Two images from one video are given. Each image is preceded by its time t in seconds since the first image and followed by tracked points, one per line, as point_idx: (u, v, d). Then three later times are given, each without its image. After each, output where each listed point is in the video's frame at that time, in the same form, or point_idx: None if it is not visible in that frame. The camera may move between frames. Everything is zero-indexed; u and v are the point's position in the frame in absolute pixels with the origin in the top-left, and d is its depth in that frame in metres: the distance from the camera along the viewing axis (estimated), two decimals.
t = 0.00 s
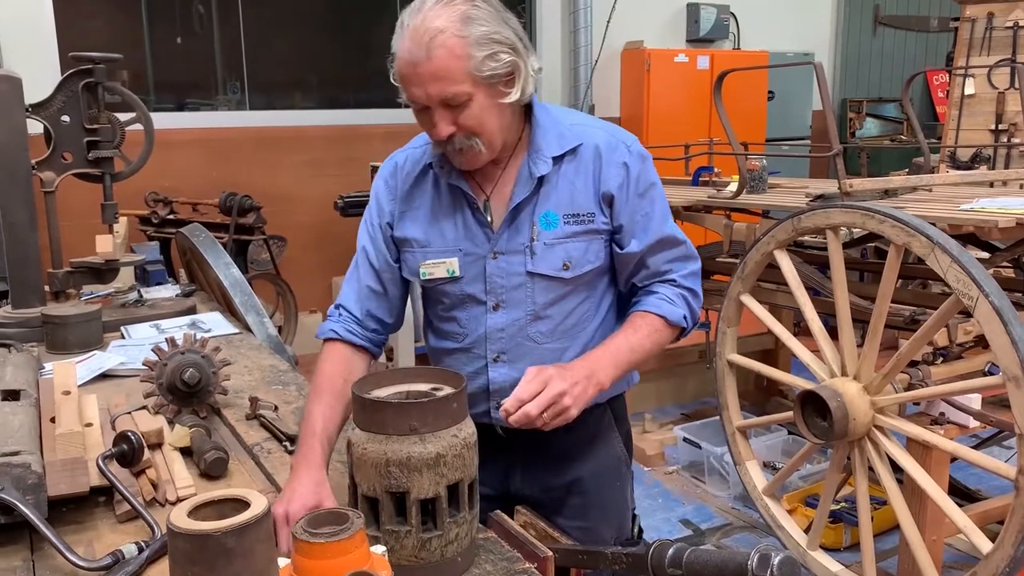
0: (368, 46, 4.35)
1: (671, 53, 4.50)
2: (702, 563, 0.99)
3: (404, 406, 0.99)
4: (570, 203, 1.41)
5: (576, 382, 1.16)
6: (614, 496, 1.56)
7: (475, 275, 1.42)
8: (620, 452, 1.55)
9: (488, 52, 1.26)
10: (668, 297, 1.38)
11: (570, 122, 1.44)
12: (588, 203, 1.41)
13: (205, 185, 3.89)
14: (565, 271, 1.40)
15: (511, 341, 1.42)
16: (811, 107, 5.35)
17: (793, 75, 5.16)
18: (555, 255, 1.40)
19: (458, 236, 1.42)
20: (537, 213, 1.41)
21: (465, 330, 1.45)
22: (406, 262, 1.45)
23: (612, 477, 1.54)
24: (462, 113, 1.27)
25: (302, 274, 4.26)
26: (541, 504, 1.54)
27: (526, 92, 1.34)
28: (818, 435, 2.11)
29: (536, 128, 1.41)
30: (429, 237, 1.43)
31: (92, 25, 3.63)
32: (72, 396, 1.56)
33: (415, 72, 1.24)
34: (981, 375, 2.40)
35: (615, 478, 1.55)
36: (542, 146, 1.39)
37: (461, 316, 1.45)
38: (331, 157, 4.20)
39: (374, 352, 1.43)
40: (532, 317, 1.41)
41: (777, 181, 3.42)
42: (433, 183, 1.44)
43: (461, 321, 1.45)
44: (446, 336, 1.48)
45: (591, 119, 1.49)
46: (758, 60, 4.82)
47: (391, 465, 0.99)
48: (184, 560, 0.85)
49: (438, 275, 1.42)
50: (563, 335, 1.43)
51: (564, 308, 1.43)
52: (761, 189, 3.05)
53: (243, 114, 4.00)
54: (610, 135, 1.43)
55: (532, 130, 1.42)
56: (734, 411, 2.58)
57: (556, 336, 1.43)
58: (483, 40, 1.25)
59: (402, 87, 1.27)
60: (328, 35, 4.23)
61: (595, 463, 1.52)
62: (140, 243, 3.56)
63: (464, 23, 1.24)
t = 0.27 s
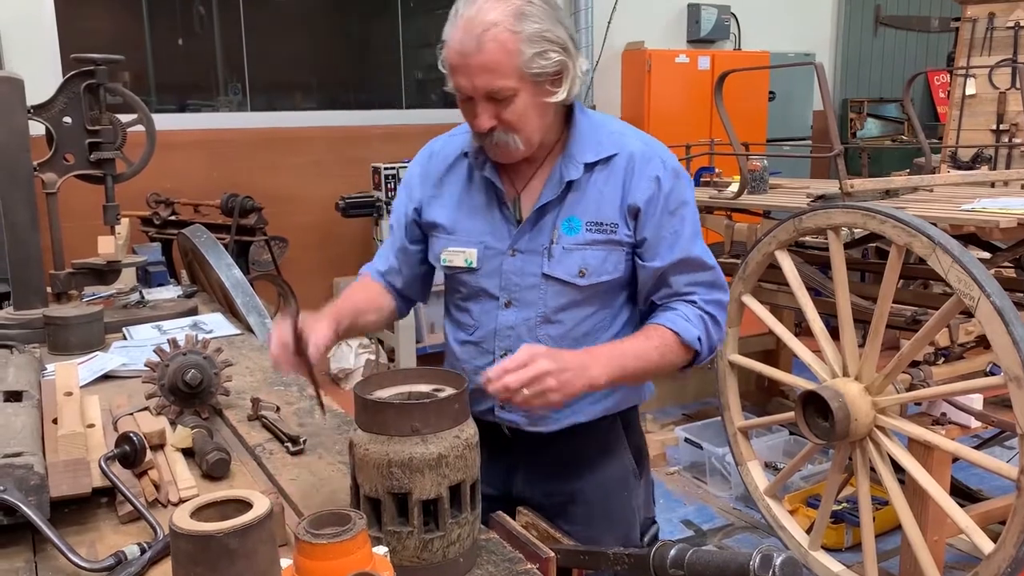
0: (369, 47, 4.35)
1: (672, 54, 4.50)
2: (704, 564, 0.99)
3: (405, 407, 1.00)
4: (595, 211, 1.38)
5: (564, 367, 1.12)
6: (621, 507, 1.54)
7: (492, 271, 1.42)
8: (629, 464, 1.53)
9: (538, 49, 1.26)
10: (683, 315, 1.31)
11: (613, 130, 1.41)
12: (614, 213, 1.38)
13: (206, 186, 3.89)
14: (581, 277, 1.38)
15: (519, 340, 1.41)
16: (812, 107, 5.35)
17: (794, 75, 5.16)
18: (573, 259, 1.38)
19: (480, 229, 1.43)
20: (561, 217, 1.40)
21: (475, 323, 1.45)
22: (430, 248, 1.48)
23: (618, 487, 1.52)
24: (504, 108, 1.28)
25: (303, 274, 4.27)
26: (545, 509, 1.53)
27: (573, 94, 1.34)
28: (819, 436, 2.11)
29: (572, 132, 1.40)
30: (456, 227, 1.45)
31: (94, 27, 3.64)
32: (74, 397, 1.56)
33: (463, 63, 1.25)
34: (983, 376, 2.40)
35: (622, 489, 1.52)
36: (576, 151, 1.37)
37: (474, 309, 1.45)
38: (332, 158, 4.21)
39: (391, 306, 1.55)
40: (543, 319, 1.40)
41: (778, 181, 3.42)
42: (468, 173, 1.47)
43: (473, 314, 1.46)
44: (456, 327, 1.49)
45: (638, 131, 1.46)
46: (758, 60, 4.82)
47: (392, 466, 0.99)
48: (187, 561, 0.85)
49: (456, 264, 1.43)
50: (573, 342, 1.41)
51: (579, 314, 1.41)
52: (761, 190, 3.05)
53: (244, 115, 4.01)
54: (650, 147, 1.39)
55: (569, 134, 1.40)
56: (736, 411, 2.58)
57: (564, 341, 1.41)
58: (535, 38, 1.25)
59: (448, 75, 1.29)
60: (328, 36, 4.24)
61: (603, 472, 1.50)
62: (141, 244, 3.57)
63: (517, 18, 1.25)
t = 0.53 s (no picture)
0: (369, 49, 4.35)
1: (672, 55, 4.50)
2: (705, 564, 0.99)
3: (405, 409, 1.00)
4: (612, 206, 1.39)
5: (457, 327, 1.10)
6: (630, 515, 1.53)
7: (511, 258, 1.47)
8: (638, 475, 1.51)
9: (582, 38, 1.30)
10: (633, 324, 1.24)
11: (650, 134, 1.41)
12: (628, 210, 1.37)
13: (205, 187, 3.89)
14: (587, 270, 1.39)
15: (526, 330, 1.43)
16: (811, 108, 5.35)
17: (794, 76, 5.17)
18: (581, 252, 1.39)
19: (506, 215, 1.49)
20: (579, 210, 1.42)
21: (490, 311, 1.49)
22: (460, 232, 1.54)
23: (624, 496, 1.50)
24: (544, 93, 1.32)
25: (303, 275, 4.27)
26: (552, 511, 1.54)
27: (614, 86, 1.37)
28: (819, 436, 2.11)
29: (604, 129, 1.41)
30: (486, 212, 1.51)
31: (94, 28, 3.64)
32: (74, 399, 1.56)
33: (510, 45, 1.30)
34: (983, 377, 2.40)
35: (630, 498, 1.51)
36: (604, 146, 1.39)
37: (490, 295, 1.49)
38: (332, 159, 4.21)
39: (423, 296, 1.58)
40: (549, 310, 1.41)
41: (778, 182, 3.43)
42: (506, 161, 1.53)
43: (487, 299, 1.50)
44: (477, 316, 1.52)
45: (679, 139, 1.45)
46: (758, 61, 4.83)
47: (393, 466, 0.99)
48: (187, 562, 0.85)
49: (479, 247, 1.48)
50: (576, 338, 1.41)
51: (585, 310, 1.40)
52: (761, 191, 3.05)
53: (244, 116, 4.01)
54: (678, 151, 1.39)
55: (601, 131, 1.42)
56: (735, 412, 2.58)
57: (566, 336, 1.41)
58: (579, 25, 1.29)
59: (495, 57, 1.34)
60: (328, 37, 4.24)
61: (607, 481, 1.49)
62: (141, 245, 3.57)
63: (565, 5, 1.28)
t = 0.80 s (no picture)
0: (368, 49, 4.35)
1: (671, 55, 4.51)
2: (705, 564, 0.99)
3: (404, 409, 1.00)
4: (621, 207, 1.39)
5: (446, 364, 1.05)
6: (636, 522, 1.51)
7: (524, 261, 1.47)
8: (645, 480, 1.49)
9: (598, 37, 1.31)
10: (624, 333, 1.24)
11: (663, 136, 1.41)
12: (637, 210, 1.37)
13: (205, 188, 3.90)
14: (596, 271, 1.39)
15: (537, 332, 1.43)
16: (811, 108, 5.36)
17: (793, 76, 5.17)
18: (590, 252, 1.39)
19: (519, 219, 1.50)
20: (589, 211, 1.42)
21: (502, 313, 1.50)
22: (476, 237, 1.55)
23: (632, 502, 1.49)
24: (559, 92, 1.33)
25: (303, 276, 4.27)
26: (557, 514, 1.54)
27: (629, 87, 1.38)
28: (819, 436, 2.11)
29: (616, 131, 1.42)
30: (501, 216, 1.52)
31: (93, 29, 3.64)
32: (73, 399, 1.56)
33: (526, 45, 1.32)
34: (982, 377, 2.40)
35: (636, 504, 1.50)
36: (614, 148, 1.40)
37: (505, 299, 1.50)
38: (333, 159, 4.22)
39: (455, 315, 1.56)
40: (560, 312, 1.42)
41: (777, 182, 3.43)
42: (521, 166, 1.54)
43: (501, 303, 1.50)
44: (489, 317, 1.53)
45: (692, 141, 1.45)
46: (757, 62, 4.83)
47: (393, 467, 0.99)
48: (187, 562, 0.85)
49: (493, 251, 1.49)
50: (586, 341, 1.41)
51: (595, 312, 1.40)
52: (760, 191, 3.05)
53: (244, 117, 4.01)
54: (687, 152, 1.38)
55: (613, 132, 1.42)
56: (735, 412, 2.58)
57: (576, 338, 1.41)
58: (595, 25, 1.31)
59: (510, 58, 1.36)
60: (328, 38, 4.24)
61: (613, 486, 1.48)
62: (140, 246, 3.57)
63: (581, 4, 1.30)
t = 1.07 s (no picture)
0: (368, 50, 4.35)
1: (671, 55, 4.51)
2: (704, 565, 0.99)
3: (402, 411, 1.00)
4: (625, 207, 1.39)
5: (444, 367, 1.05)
6: (640, 524, 1.50)
7: (530, 264, 1.47)
8: (649, 482, 1.48)
9: (598, 39, 1.32)
10: (624, 334, 1.24)
11: (665, 136, 1.42)
12: (641, 210, 1.38)
13: (205, 189, 3.90)
14: (601, 272, 1.39)
15: (543, 335, 1.43)
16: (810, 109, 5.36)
17: (793, 77, 5.17)
18: (595, 253, 1.39)
19: (524, 223, 1.50)
20: (594, 212, 1.42)
21: (508, 317, 1.49)
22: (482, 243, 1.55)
23: (635, 505, 1.48)
24: (560, 94, 1.33)
25: (302, 276, 4.27)
26: (559, 516, 1.53)
27: (629, 90, 1.39)
28: (819, 437, 2.11)
29: (618, 132, 1.42)
30: (506, 221, 1.52)
31: (93, 29, 3.64)
32: (73, 400, 1.56)
33: (527, 47, 1.32)
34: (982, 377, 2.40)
35: (639, 507, 1.49)
36: (617, 149, 1.40)
37: (511, 302, 1.50)
38: (333, 159, 4.23)
39: (465, 325, 1.56)
40: (565, 314, 1.41)
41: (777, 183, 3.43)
42: (526, 171, 1.54)
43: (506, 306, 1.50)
44: (494, 321, 1.53)
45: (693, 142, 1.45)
46: (757, 62, 4.83)
47: (393, 467, 0.99)
48: (188, 562, 0.85)
49: (500, 255, 1.49)
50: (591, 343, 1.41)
51: (600, 313, 1.40)
52: (760, 192, 3.06)
53: (243, 117, 4.01)
54: (690, 151, 1.39)
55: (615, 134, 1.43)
56: (735, 413, 2.58)
57: (581, 340, 1.41)
58: (595, 28, 1.31)
59: (511, 62, 1.36)
60: (328, 38, 4.24)
61: (614, 488, 1.48)
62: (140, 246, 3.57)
63: (581, 8, 1.31)
